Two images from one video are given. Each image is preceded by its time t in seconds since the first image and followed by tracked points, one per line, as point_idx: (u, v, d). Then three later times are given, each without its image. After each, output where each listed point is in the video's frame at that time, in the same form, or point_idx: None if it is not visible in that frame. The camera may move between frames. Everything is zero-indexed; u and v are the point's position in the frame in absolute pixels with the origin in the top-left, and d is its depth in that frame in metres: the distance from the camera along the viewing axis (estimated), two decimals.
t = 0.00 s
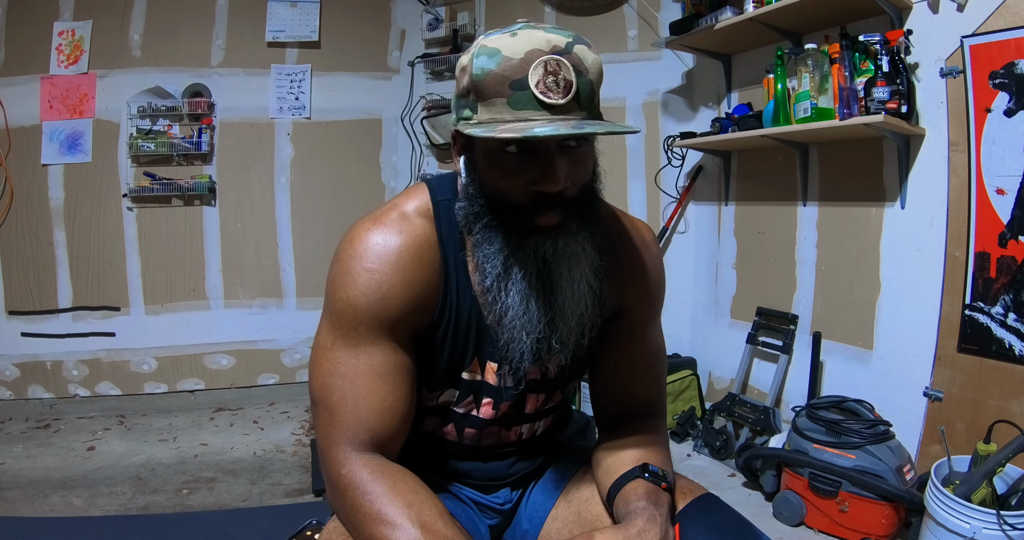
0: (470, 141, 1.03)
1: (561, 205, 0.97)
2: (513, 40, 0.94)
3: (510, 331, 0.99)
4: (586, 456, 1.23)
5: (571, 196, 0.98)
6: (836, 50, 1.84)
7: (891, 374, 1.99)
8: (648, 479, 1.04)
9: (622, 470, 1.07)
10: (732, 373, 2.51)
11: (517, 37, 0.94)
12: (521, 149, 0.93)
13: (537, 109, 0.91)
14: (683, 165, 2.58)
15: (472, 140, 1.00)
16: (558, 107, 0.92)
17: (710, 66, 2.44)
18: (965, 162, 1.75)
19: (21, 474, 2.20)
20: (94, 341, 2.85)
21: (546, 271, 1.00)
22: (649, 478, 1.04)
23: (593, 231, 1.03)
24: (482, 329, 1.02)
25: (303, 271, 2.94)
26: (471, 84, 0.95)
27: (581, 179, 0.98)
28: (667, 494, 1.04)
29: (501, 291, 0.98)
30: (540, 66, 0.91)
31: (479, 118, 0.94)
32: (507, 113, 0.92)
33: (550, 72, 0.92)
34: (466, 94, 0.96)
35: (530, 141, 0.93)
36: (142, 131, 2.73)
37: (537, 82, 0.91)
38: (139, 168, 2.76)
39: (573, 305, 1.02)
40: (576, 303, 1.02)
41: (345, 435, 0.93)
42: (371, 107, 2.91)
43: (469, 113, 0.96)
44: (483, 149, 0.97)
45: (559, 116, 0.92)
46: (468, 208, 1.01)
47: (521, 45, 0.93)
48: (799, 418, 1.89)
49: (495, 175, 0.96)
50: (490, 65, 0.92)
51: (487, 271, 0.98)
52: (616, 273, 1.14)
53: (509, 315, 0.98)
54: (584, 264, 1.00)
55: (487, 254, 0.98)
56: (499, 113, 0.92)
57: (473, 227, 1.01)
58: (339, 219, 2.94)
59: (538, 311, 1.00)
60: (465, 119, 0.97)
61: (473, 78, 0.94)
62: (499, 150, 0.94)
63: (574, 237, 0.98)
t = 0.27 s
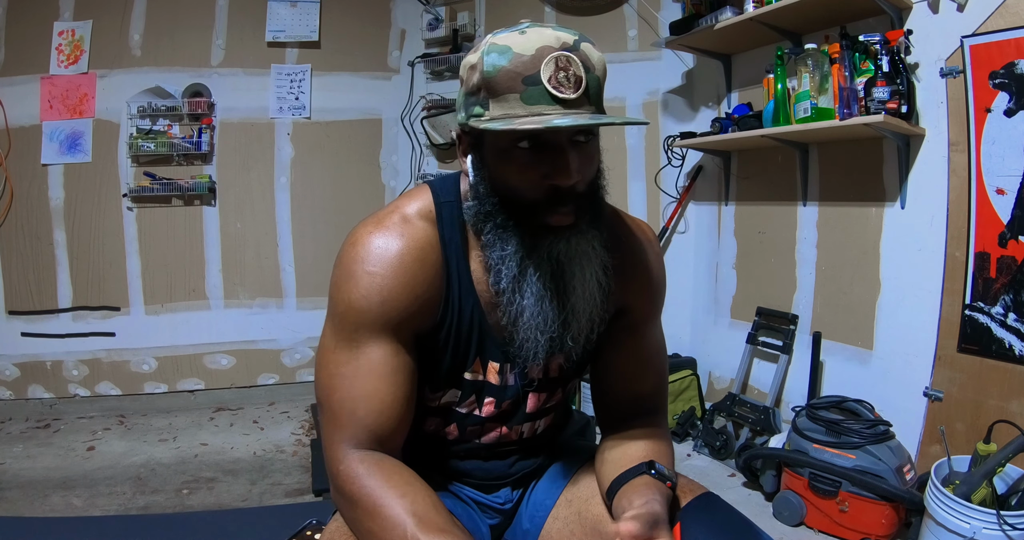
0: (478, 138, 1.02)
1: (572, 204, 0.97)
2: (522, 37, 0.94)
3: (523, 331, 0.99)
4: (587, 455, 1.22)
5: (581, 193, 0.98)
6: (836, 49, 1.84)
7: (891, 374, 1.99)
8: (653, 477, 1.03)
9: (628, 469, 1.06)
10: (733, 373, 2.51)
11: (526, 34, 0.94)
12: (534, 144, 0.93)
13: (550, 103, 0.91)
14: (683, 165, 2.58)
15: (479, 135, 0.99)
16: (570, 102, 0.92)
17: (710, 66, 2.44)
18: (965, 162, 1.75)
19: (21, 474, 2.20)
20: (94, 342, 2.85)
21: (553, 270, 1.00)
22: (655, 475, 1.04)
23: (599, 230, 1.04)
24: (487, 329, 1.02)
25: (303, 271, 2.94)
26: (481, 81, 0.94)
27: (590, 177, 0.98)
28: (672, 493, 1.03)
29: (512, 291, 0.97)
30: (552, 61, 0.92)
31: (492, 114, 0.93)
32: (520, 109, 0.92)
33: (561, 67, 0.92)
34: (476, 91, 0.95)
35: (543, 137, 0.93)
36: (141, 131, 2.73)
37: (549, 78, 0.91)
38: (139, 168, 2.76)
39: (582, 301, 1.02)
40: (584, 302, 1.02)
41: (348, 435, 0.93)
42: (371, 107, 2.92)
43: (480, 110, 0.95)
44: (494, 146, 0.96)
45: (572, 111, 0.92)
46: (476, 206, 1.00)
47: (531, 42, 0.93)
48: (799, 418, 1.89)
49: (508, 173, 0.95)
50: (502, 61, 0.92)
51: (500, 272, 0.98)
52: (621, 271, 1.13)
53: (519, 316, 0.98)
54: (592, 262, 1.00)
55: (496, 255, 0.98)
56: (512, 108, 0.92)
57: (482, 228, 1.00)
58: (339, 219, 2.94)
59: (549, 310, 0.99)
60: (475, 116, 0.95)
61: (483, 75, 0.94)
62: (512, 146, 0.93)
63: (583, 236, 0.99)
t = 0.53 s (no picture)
0: (476, 143, 1.01)
1: (573, 205, 0.97)
2: (517, 40, 0.94)
3: (525, 336, 0.99)
4: (587, 455, 1.22)
5: (583, 194, 0.98)
6: (836, 49, 1.84)
7: (891, 374, 1.99)
8: (651, 477, 1.03)
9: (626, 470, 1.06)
10: (732, 373, 2.51)
11: (521, 37, 0.94)
12: (535, 148, 0.93)
13: (548, 106, 0.91)
14: (683, 165, 2.58)
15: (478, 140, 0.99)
16: (568, 103, 0.92)
17: (710, 66, 2.44)
18: (965, 162, 1.75)
19: (21, 474, 2.20)
20: (94, 342, 2.85)
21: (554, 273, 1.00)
22: (653, 477, 1.03)
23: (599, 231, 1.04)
24: (486, 329, 1.02)
25: (303, 271, 2.94)
26: (477, 86, 0.94)
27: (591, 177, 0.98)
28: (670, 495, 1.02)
29: (512, 294, 0.97)
30: (548, 63, 0.92)
31: (491, 119, 0.93)
32: (519, 113, 0.91)
33: (557, 68, 0.93)
34: (473, 96, 0.95)
35: (544, 140, 0.93)
36: (142, 131, 2.73)
37: (547, 80, 0.91)
38: (139, 168, 2.76)
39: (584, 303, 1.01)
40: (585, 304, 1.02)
41: (345, 433, 0.94)
42: (371, 107, 2.92)
43: (478, 115, 0.95)
44: (494, 151, 0.96)
45: (570, 112, 0.93)
46: (476, 209, 1.00)
47: (527, 44, 0.93)
48: (799, 418, 1.89)
49: (508, 176, 0.95)
50: (498, 65, 0.92)
51: (502, 276, 0.97)
52: (621, 271, 1.13)
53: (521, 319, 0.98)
54: (593, 264, 0.99)
55: (496, 258, 0.98)
56: (510, 112, 0.92)
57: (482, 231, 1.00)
58: (339, 219, 2.95)
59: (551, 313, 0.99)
60: (473, 121, 0.95)
61: (480, 79, 0.93)
62: (513, 150, 0.93)
63: (583, 239, 0.99)
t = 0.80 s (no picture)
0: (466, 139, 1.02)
1: (555, 205, 0.97)
2: (509, 36, 0.94)
3: (508, 334, 1.00)
4: (584, 455, 1.22)
5: (569, 195, 0.98)
6: (836, 49, 1.84)
7: (891, 374, 1.99)
8: (641, 477, 1.03)
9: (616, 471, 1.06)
10: (732, 373, 2.51)
11: (512, 34, 0.94)
12: (520, 145, 0.93)
13: (535, 104, 0.90)
14: (683, 165, 2.58)
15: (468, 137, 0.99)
16: (556, 102, 0.92)
17: (709, 66, 2.44)
18: (965, 162, 1.75)
19: (21, 475, 2.20)
20: (94, 342, 2.85)
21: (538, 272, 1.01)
22: (643, 476, 1.03)
23: (587, 232, 1.04)
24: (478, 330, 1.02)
25: (303, 271, 2.94)
26: (467, 81, 0.95)
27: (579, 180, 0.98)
28: (661, 493, 1.02)
29: (495, 292, 0.99)
30: (538, 61, 0.91)
31: (477, 114, 0.93)
32: (505, 110, 0.91)
33: (547, 67, 0.92)
34: (461, 91, 0.96)
35: (530, 137, 0.93)
36: (142, 131, 2.73)
37: (535, 78, 0.91)
38: (139, 168, 2.76)
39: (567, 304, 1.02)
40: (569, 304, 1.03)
41: (340, 434, 0.94)
42: (371, 107, 2.92)
43: (465, 110, 0.95)
44: (482, 147, 0.96)
45: (557, 111, 0.92)
46: (462, 206, 1.01)
47: (518, 41, 0.93)
48: (799, 418, 1.89)
49: (496, 173, 0.96)
50: (487, 61, 0.92)
51: (485, 274, 0.99)
52: (615, 272, 1.14)
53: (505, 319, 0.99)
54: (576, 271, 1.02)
55: (480, 255, 0.99)
56: (497, 109, 0.92)
57: (467, 226, 1.01)
58: (339, 219, 2.95)
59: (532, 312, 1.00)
60: (460, 117, 0.96)
61: (469, 75, 0.94)
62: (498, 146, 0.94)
63: (567, 243, 1.01)
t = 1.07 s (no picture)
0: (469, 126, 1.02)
1: (543, 202, 0.98)
2: (527, 34, 0.95)
3: (488, 325, 1.00)
4: (582, 456, 1.23)
5: (558, 197, 0.98)
6: (836, 49, 1.84)
7: (891, 374, 1.99)
8: (641, 479, 1.03)
9: (615, 471, 1.07)
10: (732, 373, 2.51)
11: (531, 32, 0.95)
12: (516, 138, 0.94)
13: (538, 101, 0.90)
14: (683, 165, 2.58)
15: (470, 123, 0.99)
16: (560, 103, 0.91)
17: (709, 66, 2.44)
18: (965, 162, 1.75)
19: (21, 475, 2.20)
20: (94, 342, 2.85)
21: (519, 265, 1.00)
22: (643, 478, 1.03)
23: (574, 231, 1.04)
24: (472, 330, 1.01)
25: (303, 271, 2.94)
26: (477, 69, 0.95)
27: (573, 182, 0.99)
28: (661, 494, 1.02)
29: (472, 282, 0.99)
30: (550, 60, 0.91)
31: (481, 102, 0.93)
32: (509, 102, 0.91)
33: (558, 68, 0.92)
34: (470, 78, 0.96)
35: (528, 132, 0.94)
36: (142, 131, 2.74)
37: (543, 76, 0.91)
38: (139, 168, 2.76)
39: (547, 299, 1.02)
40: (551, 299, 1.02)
41: (339, 435, 0.94)
42: (371, 107, 2.92)
43: (471, 97, 0.95)
44: (479, 132, 0.96)
45: (559, 113, 0.92)
46: (456, 203, 1.02)
47: (534, 39, 0.94)
48: (799, 418, 1.89)
49: (487, 166, 0.96)
50: (501, 51, 0.92)
51: (462, 262, 0.98)
52: (609, 271, 1.14)
53: (478, 308, 0.98)
54: (561, 267, 1.02)
55: (461, 244, 1.00)
56: (501, 100, 0.92)
57: (452, 218, 1.02)
58: (339, 220, 2.95)
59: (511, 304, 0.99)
60: (465, 103, 0.96)
61: (480, 63, 0.94)
62: (495, 136, 0.94)
63: (552, 241, 1.01)
